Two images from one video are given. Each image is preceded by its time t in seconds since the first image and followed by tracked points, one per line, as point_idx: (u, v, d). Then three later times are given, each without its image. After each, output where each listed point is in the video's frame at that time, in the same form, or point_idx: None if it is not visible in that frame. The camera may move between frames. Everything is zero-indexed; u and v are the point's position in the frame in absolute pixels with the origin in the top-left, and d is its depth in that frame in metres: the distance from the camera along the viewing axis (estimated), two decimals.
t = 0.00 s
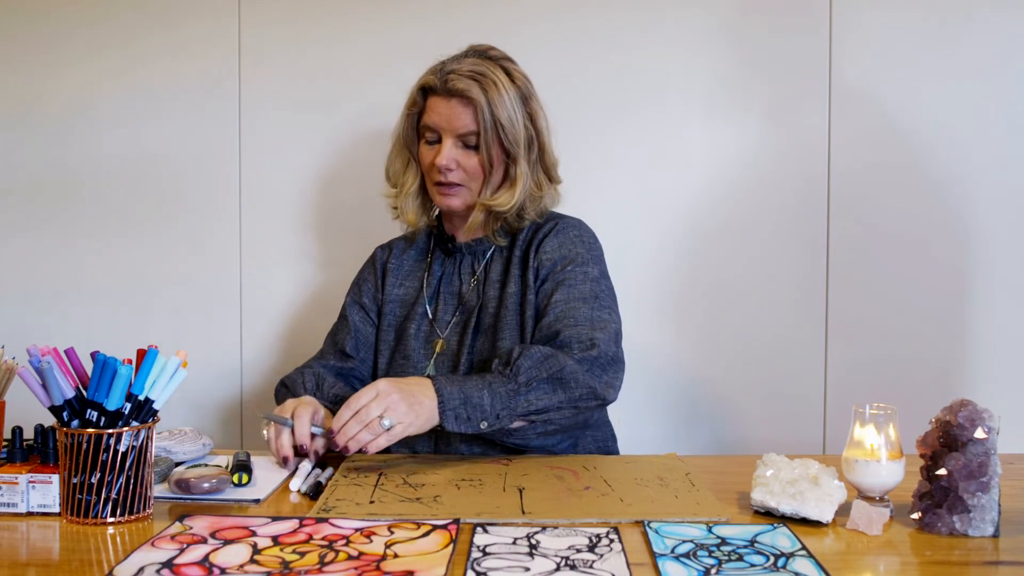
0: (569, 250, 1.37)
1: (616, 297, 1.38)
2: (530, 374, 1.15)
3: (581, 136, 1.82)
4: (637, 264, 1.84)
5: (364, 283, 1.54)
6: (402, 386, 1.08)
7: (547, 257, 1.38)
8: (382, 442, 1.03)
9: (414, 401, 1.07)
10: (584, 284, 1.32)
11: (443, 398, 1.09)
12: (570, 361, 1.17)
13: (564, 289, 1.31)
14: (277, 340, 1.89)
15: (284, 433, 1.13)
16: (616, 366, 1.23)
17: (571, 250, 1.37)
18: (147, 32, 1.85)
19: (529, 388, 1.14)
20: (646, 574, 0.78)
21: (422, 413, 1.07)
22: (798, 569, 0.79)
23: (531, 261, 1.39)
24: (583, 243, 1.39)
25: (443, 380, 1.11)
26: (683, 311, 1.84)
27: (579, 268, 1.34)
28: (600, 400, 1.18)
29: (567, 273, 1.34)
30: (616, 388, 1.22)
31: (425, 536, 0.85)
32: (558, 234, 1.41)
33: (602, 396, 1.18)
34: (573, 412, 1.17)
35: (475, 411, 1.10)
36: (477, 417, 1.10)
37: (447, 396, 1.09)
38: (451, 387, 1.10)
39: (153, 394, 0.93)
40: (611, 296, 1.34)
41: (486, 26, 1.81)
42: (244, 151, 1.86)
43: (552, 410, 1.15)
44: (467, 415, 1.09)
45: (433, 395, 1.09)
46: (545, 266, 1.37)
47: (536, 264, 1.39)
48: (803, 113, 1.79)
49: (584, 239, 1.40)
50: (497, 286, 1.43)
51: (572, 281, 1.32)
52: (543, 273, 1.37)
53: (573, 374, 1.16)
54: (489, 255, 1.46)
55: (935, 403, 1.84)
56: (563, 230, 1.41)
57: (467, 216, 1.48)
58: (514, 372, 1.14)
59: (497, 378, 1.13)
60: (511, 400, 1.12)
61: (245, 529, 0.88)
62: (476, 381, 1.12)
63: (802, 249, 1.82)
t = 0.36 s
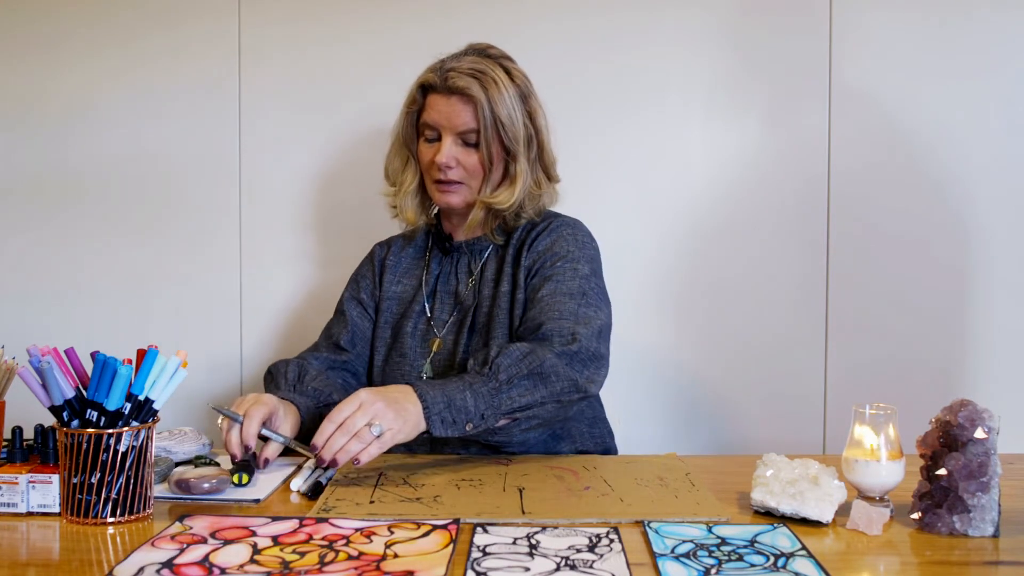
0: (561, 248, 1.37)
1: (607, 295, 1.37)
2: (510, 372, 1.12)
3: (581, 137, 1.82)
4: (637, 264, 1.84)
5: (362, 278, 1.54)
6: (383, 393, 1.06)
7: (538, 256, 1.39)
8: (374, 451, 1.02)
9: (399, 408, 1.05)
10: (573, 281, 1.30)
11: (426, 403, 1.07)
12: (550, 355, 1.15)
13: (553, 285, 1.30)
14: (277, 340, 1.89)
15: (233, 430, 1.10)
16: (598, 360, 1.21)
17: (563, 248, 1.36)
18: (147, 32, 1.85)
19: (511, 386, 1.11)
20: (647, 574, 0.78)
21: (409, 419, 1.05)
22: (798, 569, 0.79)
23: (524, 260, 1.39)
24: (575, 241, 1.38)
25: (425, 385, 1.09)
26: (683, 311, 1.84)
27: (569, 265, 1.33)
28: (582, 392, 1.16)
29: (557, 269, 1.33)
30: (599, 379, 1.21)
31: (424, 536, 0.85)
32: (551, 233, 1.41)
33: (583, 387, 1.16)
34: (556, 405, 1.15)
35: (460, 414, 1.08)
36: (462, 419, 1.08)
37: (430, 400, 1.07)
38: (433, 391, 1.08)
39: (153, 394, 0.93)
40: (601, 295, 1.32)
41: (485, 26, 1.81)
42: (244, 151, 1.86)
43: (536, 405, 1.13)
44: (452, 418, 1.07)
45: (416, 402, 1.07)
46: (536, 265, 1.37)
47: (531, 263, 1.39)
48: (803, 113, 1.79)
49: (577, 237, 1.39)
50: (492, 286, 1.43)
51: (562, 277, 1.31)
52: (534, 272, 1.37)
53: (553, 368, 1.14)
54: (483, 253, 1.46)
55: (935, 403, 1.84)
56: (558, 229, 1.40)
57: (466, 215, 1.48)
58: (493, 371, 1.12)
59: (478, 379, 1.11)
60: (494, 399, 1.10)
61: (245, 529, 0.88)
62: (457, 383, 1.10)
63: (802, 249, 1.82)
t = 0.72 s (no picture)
0: (566, 251, 1.36)
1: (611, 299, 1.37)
2: (520, 380, 1.13)
3: (581, 137, 1.82)
4: (637, 263, 1.84)
5: (364, 279, 1.54)
6: (394, 404, 1.05)
7: (543, 260, 1.38)
8: (385, 462, 1.01)
9: (410, 418, 1.04)
10: (578, 285, 1.30)
11: (437, 411, 1.07)
12: (560, 364, 1.16)
13: (558, 289, 1.30)
14: (277, 340, 1.89)
15: (247, 432, 1.09)
16: (607, 367, 1.22)
17: (568, 251, 1.36)
18: (147, 32, 1.85)
19: (521, 394, 1.12)
20: (646, 574, 0.78)
21: (420, 429, 1.05)
22: (797, 569, 0.79)
23: (528, 263, 1.39)
24: (580, 244, 1.38)
25: (435, 394, 1.09)
26: (683, 311, 1.84)
27: (574, 268, 1.33)
28: (590, 401, 1.18)
29: (562, 273, 1.33)
30: (608, 387, 1.22)
31: (424, 536, 0.85)
32: (555, 235, 1.40)
33: (592, 395, 1.18)
34: (565, 414, 1.16)
35: (471, 423, 1.08)
36: (473, 428, 1.08)
37: (442, 410, 1.06)
38: (443, 400, 1.08)
39: (153, 394, 0.93)
40: (607, 298, 1.33)
41: (485, 26, 1.81)
42: (244, 151, 1.86)
43: (545, 414, 1.14)
44: (464, 427, 1.07)
45: (426, 410, 1.07)
46: (541, 269, 1.37)
47: (535, 266, 1.38)
48: (803, 113, 1.79)
49: (582, 241, 1.39)
50: (495, 288, 1.43)
51: (567, 281, 1.31)
52: (538, 275, 1.37)
53: (563, 377, 1.15)
54: (485, 255, 1.46)
55: (935, 404, 1.84)
56: (562, 232, 1.40)
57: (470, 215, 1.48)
58: (504, 380, 1.12)
59: (488, 388, 1.11)
60: (504, 407, 1.10)
61: (245, 529, 0.88)
62: (467, 392, 1.10)
63: (802, 249, 1.82)
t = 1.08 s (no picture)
0: (565, 251, 1.36)
1: (610, 300, 1.36)
2: (512, 380, 1.13)
3: (581, 137, 1.82)
4: (637, 263, 1.84)
5: (365, 280, 1.54)
6: (383, 405, 1.05)
7: (542, 260, 1.38)
8: (376, 462, 1.00)
9: (399, 418, 1.04)
10: (576, 285, 1.30)
11: (428, 412, 1.07)
12: (552, 363, 1.16)
13: (556, 289, 1.30)
14: (277, 340, 1.89)
15: (278, 435, 1.09)
16: (602, 367, 1.22)
17: (567, 251, 1.36)
18: (147, 31, 1.85)
19: (513, 393, 1.12)
20: (646, 574, 0.78)
21: (410, 429, 1.04)
22: (797, 569, 0.79)
23: (527, 264, 1.39)
24: (580, 245, 1.38)
25: (425, 395, 1.09)
26: (683, 311, 1.84)
27: (573, 269, 1.33)
28: (584, 399, 1.17)
29: (560, 272, 1.33)
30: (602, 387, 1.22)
31: (424, 537, 0.85)
32: (554, 236, 1.40)
33: (586, 394, 1.17)
34: (558, 413, 1.16)
35: (462, 423, 1.08)
36: (465, 428, 1.08)
37: (432, 411, 1.06)
38: (434, 401, 1.08)
39: (153, 394, 0.93)
40: (605, 298, 1.33)
41: (485, 26, 1.81)
42: (244, 151, 1.86)
43: (538, 413, 1.14)
44: (455, 428, 1.07)
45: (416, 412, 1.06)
46: (540, 269, 1.37)
47: (534, 266, 1.38)
48: (803, 113, 1.79)
49: (581, 241, 1.38)
50: (495, 289, 1.43)
51: (565, 281, 1.31)
52: (537, 275, 1.37)
53: (556, 376, 1.15)
54: (480, 254, 1.46)
55: (935, 404, 1.84)
56: (561, 233, 1.40)
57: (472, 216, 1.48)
58: (495, 379, 1.12)
59: (479, 388, 1.11)
60: (496, 407, 1.10)
61: (245, 529, 0.88)
62: (458, 393, 1.10)
63: (802, 249, 1.82)
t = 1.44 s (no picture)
0: (562, 252, 1.36)
1: (607, 300, 1.36)
2: (490, 380, 1.12)
3: (581, 137, 1.82)
4: (637, 264, 1.84)
5: (366, 272, 1.54)
6: (354, 408, 1.06)
7: (538, 260, 1.39)
8: (346, 459, 1.00)
9: (371, 419, 1.05)
10: (570, 285, 1.30)
11: (404, 416, 1.07)
12: (531, 360, 1.14)
13: (550, 288, 1.30)
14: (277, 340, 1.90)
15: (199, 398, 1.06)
16: (587, 366, 1.21)
17: (564, 251, 1.36)
18: (148, 32, 1.85)
19: (491, 393, 1.11)
20: (646, 574, 0.78)
21: (381, 430, 1.05)
22: (798, 569, 0.79)
23: (524, 263, 1.39)
24: (577, 245, 1.37)
25: (401, 399, 1.09)
26: (683, 311, 1.84)
27: (567, 269, 1.32)
28: (565, 396, 1.16)
29: (555, 272, 1.33)
30: (586, 382, 1.21)
31: (424, 537, 0.85)
32: (551, 236, 1.40)
33: (567, 391, 1.16)
34: (539, 410, 1.14)
35: (439, 424, 1.08)
36: (442, 429, 1.08)
37: (408, 414, 1.07)
38: (409, 405, 1.08)
39: (153, 394, 0.93)
40: (601, 298, 1.32)
41: (485, 26, 1.81)
42: (245, 151, 1.86)
43: (518, 411, 1.13)
44: (432, 430, 1.07)
45: (391, 416, 1.07)
46: (536, 269, 1.37)
47: (531, 267, 1.38)
48: (803, 113, 1.79)
49: (578, 241, 1.38)
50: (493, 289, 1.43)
51: (559, 280, 1.31)
52: (533, 275, 1.37)
53: (534, 373, 1.14)
54: (479, 254, 1.46)
55: (936, 404, 1.84)
56: (557, 233, 1.40)
57: (473, 216, 1.48)
58: (472, 379, 1.12)
59: (456, 389, 1.11)
60: (474, 407, 1.10)
61: (245, 529, 0.88)
62: (434, 395, 1.10)
63: (802, 250, 1.82)
